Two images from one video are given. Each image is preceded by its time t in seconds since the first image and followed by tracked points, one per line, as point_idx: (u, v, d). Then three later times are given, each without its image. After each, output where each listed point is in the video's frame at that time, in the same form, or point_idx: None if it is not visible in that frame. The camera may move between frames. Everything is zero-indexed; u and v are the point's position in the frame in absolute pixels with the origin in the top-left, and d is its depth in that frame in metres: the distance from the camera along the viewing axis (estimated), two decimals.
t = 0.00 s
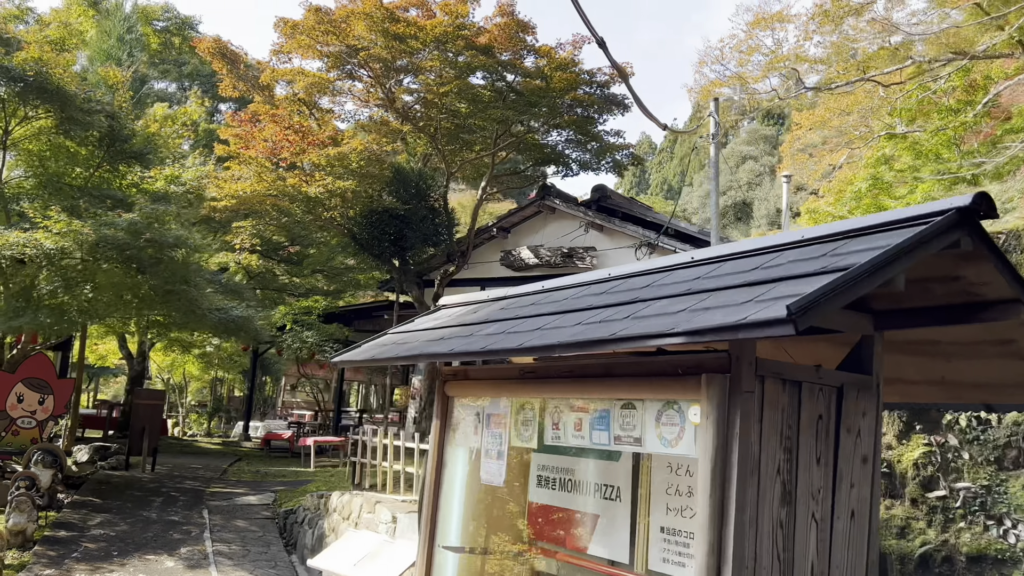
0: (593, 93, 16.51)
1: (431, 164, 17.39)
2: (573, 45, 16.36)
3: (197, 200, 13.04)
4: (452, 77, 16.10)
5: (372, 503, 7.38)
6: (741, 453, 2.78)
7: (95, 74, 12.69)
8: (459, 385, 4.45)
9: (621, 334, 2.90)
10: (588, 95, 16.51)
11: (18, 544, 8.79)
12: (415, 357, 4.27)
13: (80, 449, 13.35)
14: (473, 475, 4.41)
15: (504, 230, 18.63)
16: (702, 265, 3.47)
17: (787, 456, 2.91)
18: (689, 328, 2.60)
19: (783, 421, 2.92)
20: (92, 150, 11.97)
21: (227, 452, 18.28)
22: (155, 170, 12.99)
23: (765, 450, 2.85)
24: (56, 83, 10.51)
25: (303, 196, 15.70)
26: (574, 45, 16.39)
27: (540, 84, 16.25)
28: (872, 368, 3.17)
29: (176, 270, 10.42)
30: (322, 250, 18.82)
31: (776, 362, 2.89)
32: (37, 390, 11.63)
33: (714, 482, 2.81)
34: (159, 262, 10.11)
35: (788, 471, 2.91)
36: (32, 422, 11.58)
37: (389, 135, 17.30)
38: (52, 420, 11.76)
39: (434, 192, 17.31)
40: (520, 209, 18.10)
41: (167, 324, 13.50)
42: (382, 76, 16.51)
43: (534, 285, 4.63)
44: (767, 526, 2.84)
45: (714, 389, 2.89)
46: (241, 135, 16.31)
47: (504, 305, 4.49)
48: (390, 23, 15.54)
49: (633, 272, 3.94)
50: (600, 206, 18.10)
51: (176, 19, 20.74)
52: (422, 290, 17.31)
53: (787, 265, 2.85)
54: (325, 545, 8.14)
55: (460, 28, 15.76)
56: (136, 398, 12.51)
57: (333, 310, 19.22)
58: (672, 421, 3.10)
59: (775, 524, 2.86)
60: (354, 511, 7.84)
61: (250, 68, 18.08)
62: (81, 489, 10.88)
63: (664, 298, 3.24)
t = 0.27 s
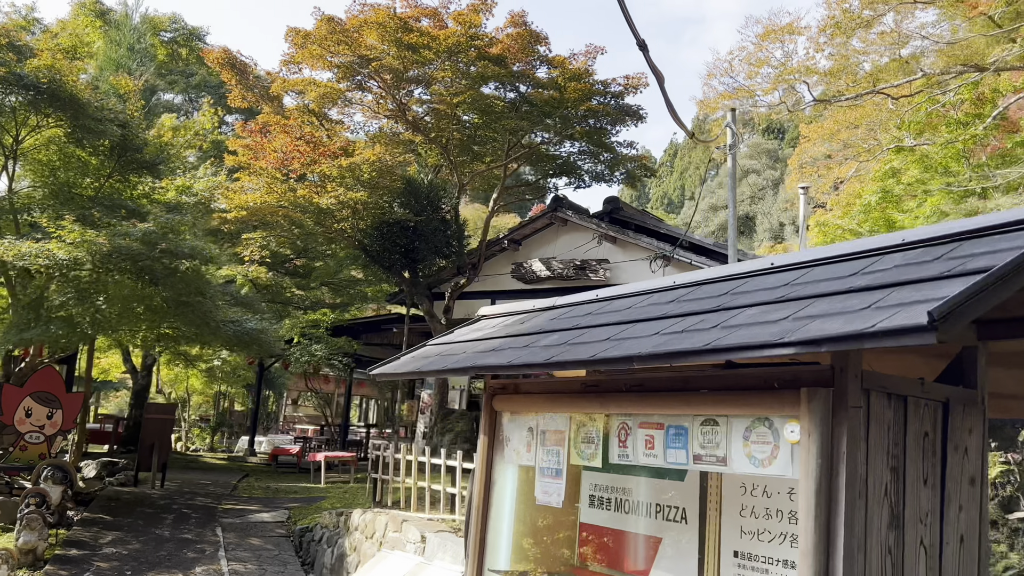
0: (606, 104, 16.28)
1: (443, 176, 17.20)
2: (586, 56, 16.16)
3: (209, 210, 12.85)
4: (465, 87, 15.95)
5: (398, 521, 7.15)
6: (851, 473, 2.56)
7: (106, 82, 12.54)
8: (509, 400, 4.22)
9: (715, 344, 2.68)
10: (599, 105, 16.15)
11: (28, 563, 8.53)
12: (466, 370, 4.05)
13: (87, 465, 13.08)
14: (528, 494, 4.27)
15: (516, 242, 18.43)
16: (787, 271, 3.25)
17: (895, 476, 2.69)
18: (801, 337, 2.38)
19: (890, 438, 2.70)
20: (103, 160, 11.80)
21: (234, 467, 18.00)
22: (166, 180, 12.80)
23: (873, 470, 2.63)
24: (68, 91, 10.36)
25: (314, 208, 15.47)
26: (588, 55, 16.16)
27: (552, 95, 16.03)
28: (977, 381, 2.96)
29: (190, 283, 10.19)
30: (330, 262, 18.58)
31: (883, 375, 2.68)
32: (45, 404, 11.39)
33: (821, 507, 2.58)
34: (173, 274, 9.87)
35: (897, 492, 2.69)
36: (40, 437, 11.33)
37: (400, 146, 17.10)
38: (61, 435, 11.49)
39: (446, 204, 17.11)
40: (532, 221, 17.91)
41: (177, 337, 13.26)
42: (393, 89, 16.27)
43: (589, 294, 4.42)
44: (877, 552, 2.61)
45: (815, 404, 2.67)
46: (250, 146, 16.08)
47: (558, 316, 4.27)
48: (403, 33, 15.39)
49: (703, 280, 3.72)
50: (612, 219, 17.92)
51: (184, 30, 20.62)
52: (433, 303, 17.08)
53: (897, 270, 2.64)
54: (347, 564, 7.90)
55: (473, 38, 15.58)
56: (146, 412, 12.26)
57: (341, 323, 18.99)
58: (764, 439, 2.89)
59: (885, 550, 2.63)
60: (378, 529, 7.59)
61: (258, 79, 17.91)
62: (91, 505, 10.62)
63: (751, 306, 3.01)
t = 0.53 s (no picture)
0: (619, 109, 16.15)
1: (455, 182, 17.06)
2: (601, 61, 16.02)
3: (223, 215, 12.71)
4: (478, 93, 15.85)
5: (427, 528, 6.96)
6: (971, 468, 2.38)
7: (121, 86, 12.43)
8: (565, 398, 4.04)
9: (821, 331, 2.50)
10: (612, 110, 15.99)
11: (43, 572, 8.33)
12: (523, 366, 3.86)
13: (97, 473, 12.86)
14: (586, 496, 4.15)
15: (527, 250, 18.28)
16: (877, 258, 3.08)
17: (1011, 472, 2.52)
18: (927, 319, 2.20)
19: (1005, 432, 2.53)
20: (116, 164, 11.66)
21: (242, 477, 17.76)
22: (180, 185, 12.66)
23: (991, 464, 2.46)
24: (84, 92, 10.25)
25: (327, 214, 15.33)
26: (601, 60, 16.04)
27: (566, 101, 15.92)
28: None
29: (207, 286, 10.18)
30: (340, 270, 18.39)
31: (998, 364, 2.51)
32: (56, 411, 11.19)
33: (938, 506, 2.40)
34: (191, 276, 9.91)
35: (1015, 489, 2.52)
36: (52, 444, 11.12)
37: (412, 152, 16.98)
38: (73, 443, 11.29)
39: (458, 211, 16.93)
40: (544, 228, 17.74)
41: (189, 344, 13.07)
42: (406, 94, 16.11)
43: (648, 287, 4.25)
44: (998, 554, 2.43)
45: (925, 394, 2.49)
46: (261, 152, 15.92)
47: (616, 310, 4.09)
48: (417, 38, 15.28)
49: (777, 270, 3.55)
50: (625, 226, 17.76)
51: (192, 37, 20.49)
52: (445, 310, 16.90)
53: (1016, 250, 2.46)
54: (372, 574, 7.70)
55: (486, 43, 15.49)
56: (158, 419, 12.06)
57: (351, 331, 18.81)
58: (864, 433, 2.71)
59: (1005, 551, 2.46)
60: (404, 537, 7.40)
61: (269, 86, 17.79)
62: (104, 514, 10.41)
63: (847, 292, 2.84)
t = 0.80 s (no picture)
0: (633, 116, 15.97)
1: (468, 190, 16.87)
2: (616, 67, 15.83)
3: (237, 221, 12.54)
4: (492, 99, 15.72)
5: (458, 542, 6.80)
6: None
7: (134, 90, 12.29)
8: (627, 406, 3.83)
9: (947, 330, 2.30)
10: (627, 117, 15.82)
11: None
12: (585, 371, 3.64)
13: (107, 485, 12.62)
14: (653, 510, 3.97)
15: (539, 258, 18.09)
16: (983, 256, 2.88)
17: None
18: None
19: None
20: (128, 170, 11.50)
21: (251, 489, 17.51)
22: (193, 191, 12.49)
23: None
24: (101, 96, 10.11)
25: (339, 221, 15.18)
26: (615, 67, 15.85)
27: (579, 108, 15.75)
28: None
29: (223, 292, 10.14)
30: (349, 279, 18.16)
31: None
32: (68, 421, 10.98)
33: None
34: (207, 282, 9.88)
35: None
36: (62, 455, 10.89)
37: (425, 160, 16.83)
38: (84, 453, 11.07)
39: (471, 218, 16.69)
40: (556, 236, 17.55)
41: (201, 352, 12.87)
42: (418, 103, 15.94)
43: (713, 289, 4.02)
44: None
45: None
46: (271, 159, 15.74)
47: (680, 314, 3.87)
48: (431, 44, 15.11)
49: (861, 270, 3.34)
50: (639, 234, 17.56)
51: (200, 44, 20.28)
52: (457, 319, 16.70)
53: None
54: None
55: (500, 50, 15.34)
56: (170, 429, 11.84)
57: (361, 340, 18.61)
58: (983, 442, 2.52)
59: None
60: (432, 551, 7.18)
61: (280, 92, 17.64)
62: (116, 527, 10.17)
63: (959, 290, 2.64)
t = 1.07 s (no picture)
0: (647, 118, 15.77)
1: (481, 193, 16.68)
2: (630, 69, 15.63)
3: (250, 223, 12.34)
4: (506, 101, 15.55)
5: (490, 548, 6.59)
6: None
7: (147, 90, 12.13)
8: (696, 399, 3.67)
9: None
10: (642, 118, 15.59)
11: None
12: (655, 362, 3.44)
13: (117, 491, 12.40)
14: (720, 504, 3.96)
15: (551, 263, 17.91)
16: None
17: None
18: None
19: None
20: (141, 170, 11.34)
21: (259, 496, 17.28)
22: (206, 192, 12.30)
23: None
24: (115, 93, 10.02)
25: (352, 224, 15.00)
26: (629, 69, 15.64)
27: (593, 110, 15.50)
28: None
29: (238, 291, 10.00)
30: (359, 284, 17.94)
31: None
32: (79, 425, 10.79)
33: None
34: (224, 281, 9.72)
35: None
36: (73, 460, 10.68)
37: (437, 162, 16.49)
38: (95, 459, 10.86)
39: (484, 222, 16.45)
40: (569, 240, 17.37)
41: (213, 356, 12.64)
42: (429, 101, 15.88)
43: (784, 275, 3.78)
44: None
45: None
46: (281, 161, 15.57)
47: (751, 303, 3.68)
48: (445, 45, 14.94)
49: (956, 252, 3.14)
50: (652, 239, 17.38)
51: (208, 48, 20.14)
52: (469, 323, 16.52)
53: None
54: None
55: (513, 51, 15.17)
56: (182, 434, 11.62)
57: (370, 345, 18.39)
58: None
59: None
60: (461, 557, 6.97)
61: (289, 96, 17.48)
62: (128, 533, 9.95)
63: None
